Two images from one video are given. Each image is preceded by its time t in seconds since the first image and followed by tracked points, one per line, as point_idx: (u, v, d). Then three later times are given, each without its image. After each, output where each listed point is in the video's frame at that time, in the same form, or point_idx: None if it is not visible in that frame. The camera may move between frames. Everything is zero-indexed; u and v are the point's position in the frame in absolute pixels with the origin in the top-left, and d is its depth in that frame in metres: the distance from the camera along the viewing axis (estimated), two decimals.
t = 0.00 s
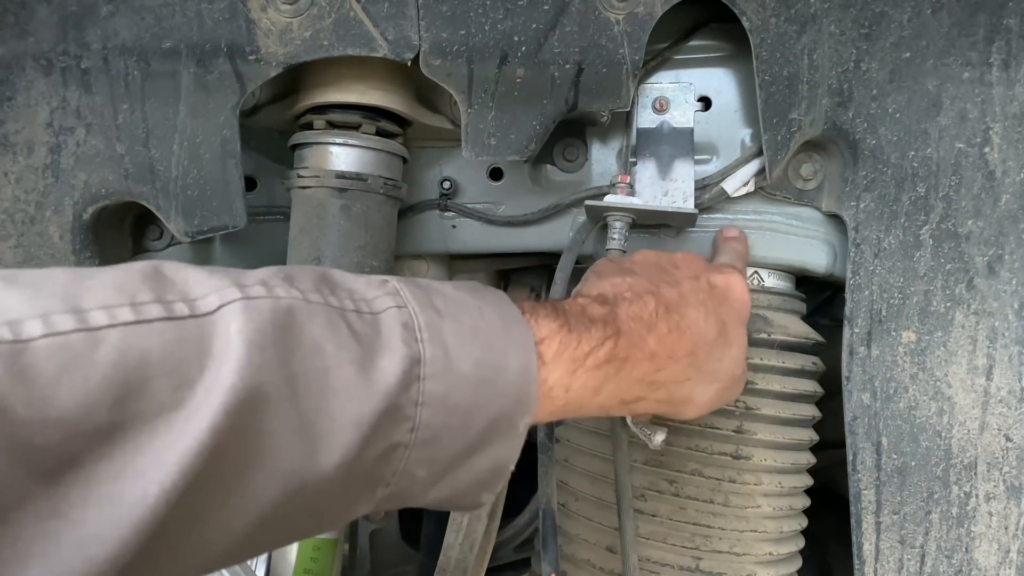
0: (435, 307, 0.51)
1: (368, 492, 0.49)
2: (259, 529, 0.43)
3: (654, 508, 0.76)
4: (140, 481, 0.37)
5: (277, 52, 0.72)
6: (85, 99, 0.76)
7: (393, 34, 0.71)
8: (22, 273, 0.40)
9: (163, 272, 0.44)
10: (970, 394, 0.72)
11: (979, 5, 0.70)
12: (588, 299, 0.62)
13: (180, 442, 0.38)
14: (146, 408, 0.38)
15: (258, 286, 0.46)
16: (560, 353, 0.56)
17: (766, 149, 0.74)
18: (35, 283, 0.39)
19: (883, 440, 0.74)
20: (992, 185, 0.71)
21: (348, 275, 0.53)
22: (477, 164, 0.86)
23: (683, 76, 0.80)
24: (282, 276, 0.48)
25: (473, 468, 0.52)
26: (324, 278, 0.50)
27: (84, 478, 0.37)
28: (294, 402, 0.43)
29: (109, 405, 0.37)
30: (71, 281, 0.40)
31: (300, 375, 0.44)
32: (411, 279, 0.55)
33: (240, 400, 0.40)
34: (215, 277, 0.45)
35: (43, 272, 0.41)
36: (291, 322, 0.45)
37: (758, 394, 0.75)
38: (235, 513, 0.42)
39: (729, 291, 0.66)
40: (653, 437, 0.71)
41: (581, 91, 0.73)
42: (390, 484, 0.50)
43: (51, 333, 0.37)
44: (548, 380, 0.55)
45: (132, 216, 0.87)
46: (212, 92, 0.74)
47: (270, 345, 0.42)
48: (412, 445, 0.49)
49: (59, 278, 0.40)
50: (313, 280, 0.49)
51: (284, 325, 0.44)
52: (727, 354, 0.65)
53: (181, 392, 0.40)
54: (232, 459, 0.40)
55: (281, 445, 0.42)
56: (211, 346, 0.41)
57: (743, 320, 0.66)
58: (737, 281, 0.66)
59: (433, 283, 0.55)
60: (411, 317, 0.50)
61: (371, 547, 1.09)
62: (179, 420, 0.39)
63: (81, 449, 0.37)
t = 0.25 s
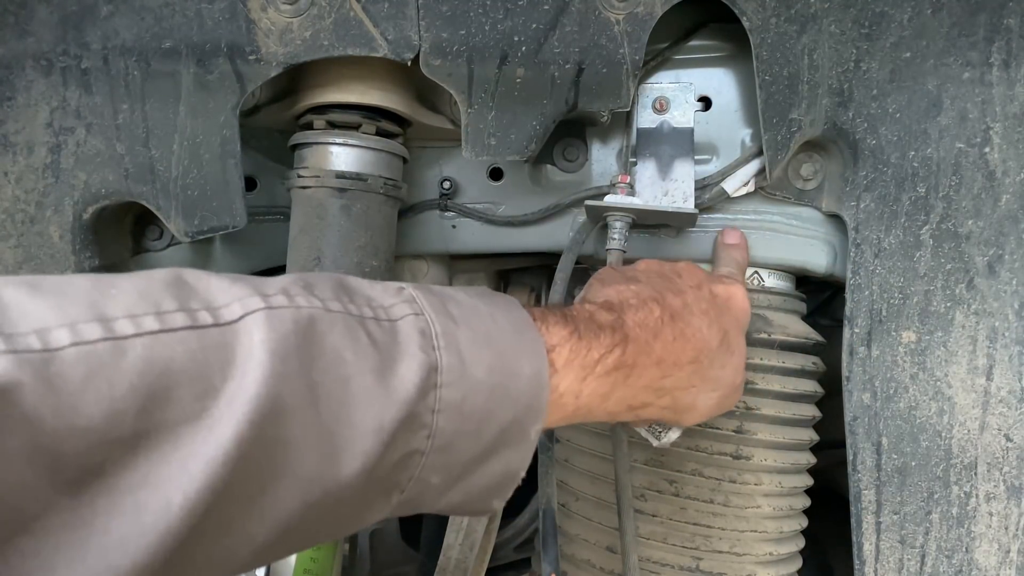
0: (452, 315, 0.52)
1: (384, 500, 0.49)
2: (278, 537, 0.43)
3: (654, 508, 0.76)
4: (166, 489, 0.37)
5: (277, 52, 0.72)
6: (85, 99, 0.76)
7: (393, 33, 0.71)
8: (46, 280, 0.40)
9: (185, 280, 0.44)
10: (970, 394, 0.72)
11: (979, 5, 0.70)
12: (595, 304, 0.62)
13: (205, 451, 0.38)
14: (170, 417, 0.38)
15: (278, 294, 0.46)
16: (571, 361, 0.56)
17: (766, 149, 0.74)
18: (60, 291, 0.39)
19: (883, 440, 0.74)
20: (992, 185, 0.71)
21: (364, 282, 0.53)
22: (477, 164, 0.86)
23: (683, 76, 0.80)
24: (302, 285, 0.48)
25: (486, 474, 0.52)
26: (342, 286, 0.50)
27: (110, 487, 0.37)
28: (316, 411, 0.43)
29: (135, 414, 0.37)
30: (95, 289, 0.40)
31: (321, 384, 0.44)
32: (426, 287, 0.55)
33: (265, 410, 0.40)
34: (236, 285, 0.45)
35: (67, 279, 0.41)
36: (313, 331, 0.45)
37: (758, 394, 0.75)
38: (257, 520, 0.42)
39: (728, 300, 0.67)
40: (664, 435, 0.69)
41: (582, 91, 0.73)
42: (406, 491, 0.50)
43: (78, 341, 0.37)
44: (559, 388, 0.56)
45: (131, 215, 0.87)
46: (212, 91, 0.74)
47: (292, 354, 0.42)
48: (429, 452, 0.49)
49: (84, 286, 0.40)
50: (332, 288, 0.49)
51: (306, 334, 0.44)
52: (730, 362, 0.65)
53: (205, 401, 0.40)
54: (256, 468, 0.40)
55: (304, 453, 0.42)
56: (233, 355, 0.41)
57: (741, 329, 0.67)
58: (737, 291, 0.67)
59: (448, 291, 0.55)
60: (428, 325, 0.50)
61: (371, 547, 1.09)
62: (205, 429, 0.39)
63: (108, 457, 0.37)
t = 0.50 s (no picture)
0: (445, 288, 0.51)
1: (382, 470, 0.49)
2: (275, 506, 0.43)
3: (654, 508, 0.76)
4: (158, 458, 0.37)
5: (277, 51, 0.72)
6: (84, 98, 0.76)
7: (393, 33, 0.71)
8: (37, 255, 0.40)
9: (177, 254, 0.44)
10: (971, 394, 0.72)
11: (979, 5, 0.70)
12: (592, 283, 0.62)
13: (197, 419, 0.38)
14: (162, 387, 0.38)
15: (270, 267, 0.45)
16: (566, 331, 0.56)
17: (766, 149, 0.74)
18: (51, 265, 0.39)
19: (883, 440, 0.74)
20: (992, 185, 0.71)
21: (358, 256, 0.52)
22: (477, 164, 0.86)
23: (683, 76, 0.80)
24: (295, 258, 0.48)
25: (484, 447, 0.52)
26: (335, 260, 0.50)
27: (102, 457, 0.37)
28: (308, 380, 0.43)
29: (126, 383, 0.37)
30: (86, 263, 0.40)
31: (314, 353, 0.43)
32: (421, 261, 0.55)
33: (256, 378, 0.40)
34: (228, 258, 0.45)
35: (58, 254, 0.40)
36: (304, 302, 0.45)
37: (758, 394, 0.75)
38: (251, 489, 0.42)
39: (727, 282, 0.66)
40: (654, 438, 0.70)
41: (581, 90, 0.73)
42: (403, 462, 0.50)
43: (70, 313, 0.36)
44: (556, 359, 0.55)
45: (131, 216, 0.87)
46: (212, 91, 0.74)
47: (283, 324, 0.42)
48: (425, 423, 0.49)
49: (75, 259, 0.40)
50: (325, 262, 0.49)
51: (298, 305, 0.44)
52: (729, 341, 0.65)
53: (196, 370, 0.39)
54: (249, 436, 0.40)
55: (297, 422, 0.42)
56: (225, 325, 0.41)
57: (741, 309, 0.66)
58: (736, 273, 0.67)
59: (442, 265, 0.55)
60: (423, 297, 0.50)
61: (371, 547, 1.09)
62: (196, 398, 0.39)
63: (99, 426, 0.36)
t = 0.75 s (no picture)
0: (443, 297, 0.52)
1: (379, 480, 0.49)
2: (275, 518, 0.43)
3: (654, 508, 0.76)
4: (158, 469, 0.37)
5: (277, 51, 0.72)
6: (84, 98, 0.76)
7: (393, 33, 0.71)
8: (37, 266, 0.40)
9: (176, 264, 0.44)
10: (971, 394, 0.72)
11: (979, 5, 0.70)
12: (589, 291, 0.62)
13: (195, 430, 0.38)
14: (161, 398, 0.38)
15: (268, 277, 0.46)
16: (565, 341, 0.56)
17: (766, 149, 0.74)
18: (51, 276, 0.39)
19: (884, 440, 0.74)
20: (992, 185, 0.71)
21: (355, 267, 0.52)
22: (477, 164, 0.86)
23: (683, 76, 0.80)
24: (292, 269, 0.48)
25: (482, 456, 0.52)
26: (332, 270, 0.50)
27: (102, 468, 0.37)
28: (307, 391, 0.43)
29: (125, 394, 0.37)
30: (86, 273, 0.40)
31: (312, 364, 0.44)
32: (417, 271, 0.55)
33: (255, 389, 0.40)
34: (225, 269, 0.45)
35: (58, 266, 0.40)
36: (302, 313, 0.45)
37: (758, 394, 0.75)
38: (251, 501, 0.42)
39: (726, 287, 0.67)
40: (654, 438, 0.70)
41: (581, 90, 0.73)
42: (401, 472, 0.50)
43: (69, 323, 0.37)
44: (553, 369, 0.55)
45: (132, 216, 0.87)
46: (212, 91, 0.74)
47: (281, 335, 0.42)
48: (423, 432, 0.49)
49: (74, 271, 0.40)
50: (322, 272, 0.49)
51: (295, 315, 0.44)
52: (725, 347, 0.65)
53: (195, 381, 0.40)
54: (249, 448, 0.40)
55: (296, 433, 0.42)
56: (224, 336, 0.41)
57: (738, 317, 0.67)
58: (734, 277, 0.67)
59: (438, 275, 0.55)
60: (420, 307, 0.50)
61: (371, 547, 1.09)
62: (195, 410, 0.39)
63: (99, 438, 0.36)
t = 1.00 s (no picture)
0: (449, 293, 0.51)
1: (384, 477, 0.49)
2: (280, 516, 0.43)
3: (654, 508, 0.76)
4: (162, 466, 0.37)
5: (277, 51, 0.72)
6: (84, 98, 0.76)
7: (393, 33, 0.71)
8: (38, 260, 0.40)
9: (179, 259, 0.44)
10: (971, 394, 0.72)
11: (979, 5, 0.70)
12: (592, 287, 0.62)
13: (200, 427, 0.38)
14: (165, 394, 0.38)
15: (274, 273, 0.45)
16: (569, 336, 0.56)
17: (766, 149, 0.74)
18: (52, 270, 0.39)
19: (884, 440, 0.74)
20: (992, 185, 0.71)
21: (361, 262, 0.52)
22: (477, 164, 0.86)
23: (683, 76, 0.80)
24: (298, 264, 0.48)
25: (486, 453, 0.52)
26: (338, 266, 0.50)
27: (105, 464, 0.37)
28: (313, 387, 0.43)
29: (129, 390, 0.37)
30: (89, 268, 0.40)
31: (317, 361, 0.43)
32: (424, 267, 0.55)
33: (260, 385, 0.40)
34: (230, 263, 0.45)
35: (60, 259, 0.40)
36: (308, 308, 0.44)
37: (758, 394, 0.75)
38: (256, 498, 0.41)
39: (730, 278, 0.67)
40: (655, 436, 0.70)
41: (581, 90, 0.73)
42: (406, 469, 0.49)
43: (72, 318, 0.37)
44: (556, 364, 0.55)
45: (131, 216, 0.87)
46: (212, 91, 0.74)
47: (287, 331, 0.42)
48: (428, 429, 0.49)
49: (77, 265, 0.40)
50: (328, 267, 0.49)
51: (301, 311, 0.44)
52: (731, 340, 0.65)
53: (200, 378, 0.39)
54: (254, 445, 0.40)
55: (301, 430, 0.42)
56: (229, 332, 0.41)
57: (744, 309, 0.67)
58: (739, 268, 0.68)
59: (445, 270, 0.55)
60: (426, 303, 0.50)
61: (371, 547, 1.09)
62: (200, 406, 0.39)
63: (103, 434, 0.36)
